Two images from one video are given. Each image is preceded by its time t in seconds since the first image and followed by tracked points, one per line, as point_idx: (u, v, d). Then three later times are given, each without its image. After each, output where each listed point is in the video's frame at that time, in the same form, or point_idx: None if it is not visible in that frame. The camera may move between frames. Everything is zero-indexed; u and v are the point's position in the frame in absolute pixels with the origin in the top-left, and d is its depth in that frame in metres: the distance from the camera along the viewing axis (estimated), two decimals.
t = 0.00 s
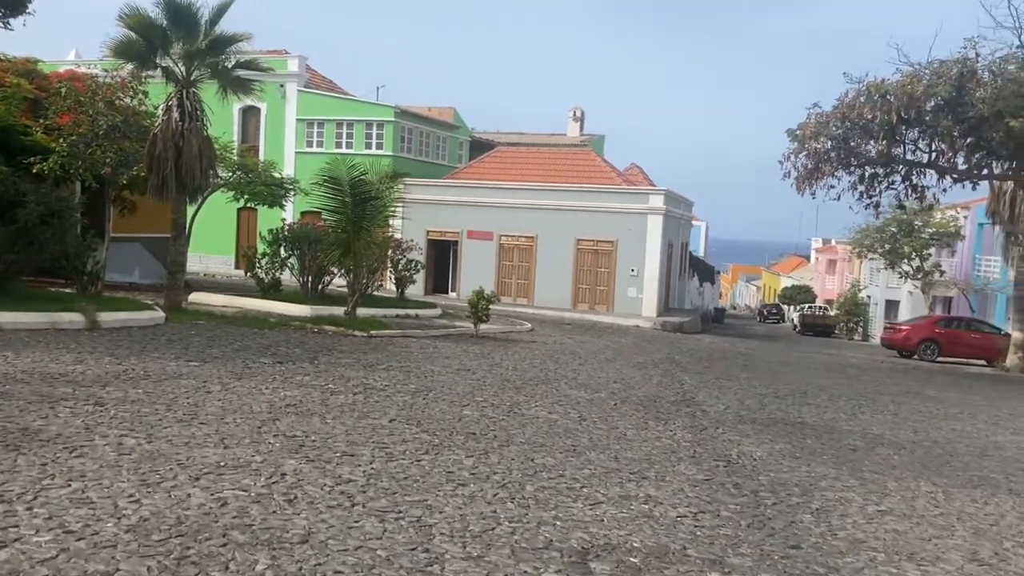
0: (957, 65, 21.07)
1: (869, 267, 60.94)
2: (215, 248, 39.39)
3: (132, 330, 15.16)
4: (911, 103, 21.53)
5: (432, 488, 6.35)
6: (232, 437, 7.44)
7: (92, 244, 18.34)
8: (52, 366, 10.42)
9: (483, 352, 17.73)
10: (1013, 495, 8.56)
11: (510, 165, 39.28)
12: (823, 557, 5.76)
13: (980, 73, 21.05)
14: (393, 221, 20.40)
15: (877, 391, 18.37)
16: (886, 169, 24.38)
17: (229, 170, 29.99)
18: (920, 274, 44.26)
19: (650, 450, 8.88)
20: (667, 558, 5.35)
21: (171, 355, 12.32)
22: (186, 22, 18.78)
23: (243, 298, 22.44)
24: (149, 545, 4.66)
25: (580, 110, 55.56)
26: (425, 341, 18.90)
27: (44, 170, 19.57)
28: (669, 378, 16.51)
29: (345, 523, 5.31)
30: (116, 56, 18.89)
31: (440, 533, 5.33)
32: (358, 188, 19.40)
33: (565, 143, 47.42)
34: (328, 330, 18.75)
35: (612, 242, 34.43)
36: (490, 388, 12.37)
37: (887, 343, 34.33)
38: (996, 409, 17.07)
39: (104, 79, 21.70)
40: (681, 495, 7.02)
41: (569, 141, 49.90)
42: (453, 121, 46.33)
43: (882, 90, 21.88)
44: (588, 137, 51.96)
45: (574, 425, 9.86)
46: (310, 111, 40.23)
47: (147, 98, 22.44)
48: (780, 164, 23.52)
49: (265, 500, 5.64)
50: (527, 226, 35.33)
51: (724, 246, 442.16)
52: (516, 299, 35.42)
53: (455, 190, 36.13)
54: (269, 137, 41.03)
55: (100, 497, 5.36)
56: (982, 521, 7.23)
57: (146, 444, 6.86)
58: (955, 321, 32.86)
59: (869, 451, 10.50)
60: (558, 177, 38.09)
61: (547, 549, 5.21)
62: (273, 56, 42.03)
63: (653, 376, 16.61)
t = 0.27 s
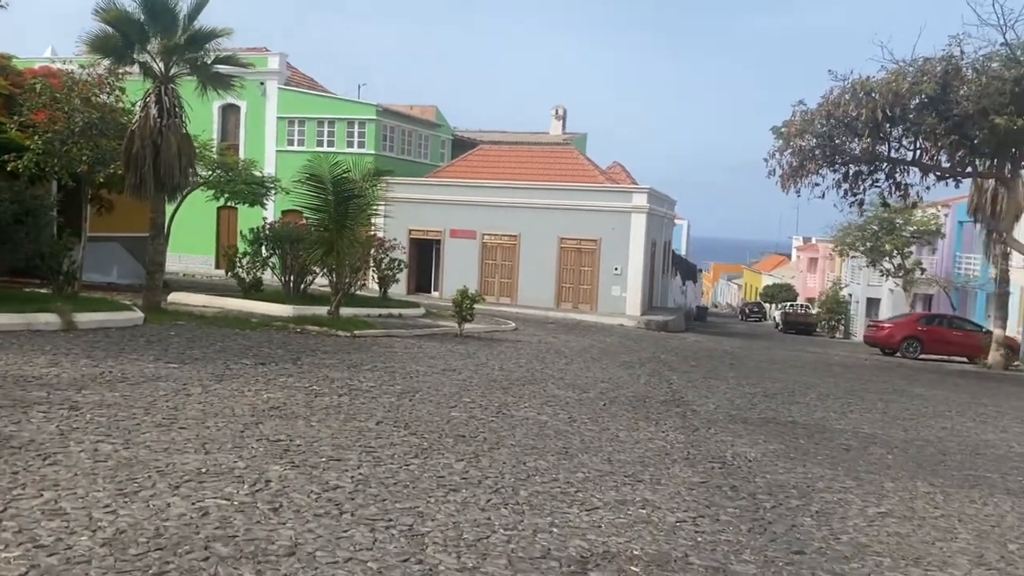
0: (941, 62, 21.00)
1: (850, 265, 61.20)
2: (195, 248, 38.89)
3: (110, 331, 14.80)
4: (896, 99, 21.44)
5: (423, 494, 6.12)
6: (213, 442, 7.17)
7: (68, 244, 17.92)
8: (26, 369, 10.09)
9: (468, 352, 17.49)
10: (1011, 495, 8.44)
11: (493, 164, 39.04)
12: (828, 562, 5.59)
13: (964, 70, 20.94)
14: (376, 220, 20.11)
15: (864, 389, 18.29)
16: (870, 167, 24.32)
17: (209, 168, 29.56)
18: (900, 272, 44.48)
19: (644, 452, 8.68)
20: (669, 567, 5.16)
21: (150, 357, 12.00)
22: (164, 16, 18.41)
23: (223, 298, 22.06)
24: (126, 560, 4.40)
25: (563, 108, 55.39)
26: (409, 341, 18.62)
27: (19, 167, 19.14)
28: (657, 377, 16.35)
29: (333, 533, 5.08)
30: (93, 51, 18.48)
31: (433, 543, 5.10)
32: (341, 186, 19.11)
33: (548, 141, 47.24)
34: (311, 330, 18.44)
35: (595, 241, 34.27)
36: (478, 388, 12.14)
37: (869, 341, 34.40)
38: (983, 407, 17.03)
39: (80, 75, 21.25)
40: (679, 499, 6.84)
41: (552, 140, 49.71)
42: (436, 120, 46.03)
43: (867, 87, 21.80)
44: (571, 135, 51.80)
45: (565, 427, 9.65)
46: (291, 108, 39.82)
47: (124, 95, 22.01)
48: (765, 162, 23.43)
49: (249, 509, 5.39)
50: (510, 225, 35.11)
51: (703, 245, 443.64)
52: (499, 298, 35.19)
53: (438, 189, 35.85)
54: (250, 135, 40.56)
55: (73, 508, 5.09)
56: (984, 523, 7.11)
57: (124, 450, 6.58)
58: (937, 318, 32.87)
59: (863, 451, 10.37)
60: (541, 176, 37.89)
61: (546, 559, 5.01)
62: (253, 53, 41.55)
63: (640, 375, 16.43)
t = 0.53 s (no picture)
0: (928, 60, 21.00)
1: (833, 263, 61.39)
2: (176, 247, 38.41)
3: (89, 332, 14.45)
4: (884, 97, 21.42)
5: (416, 501, 5.91)
6: (196, 447, 6.91)
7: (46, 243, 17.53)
8: (1, 371, 9.77)
9: (455, 351, 17.26)
10: (1011, 495, 8.33)
11: (477, 162, 38.78)
12: (836, 569, 5.43)
13: (951, 67, 21.00)
14: (361, 218, 19.83)
15: (853, 388, 18.22)
16: (856, 165, 24.30)
17: (190, 166, 29.15)
18: (884, 270, 44.63)
19: (639, 454, 8.49)
20: None
21: (131, 358, 11.70)
22: (144, 10, 18.06)
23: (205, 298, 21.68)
24: None
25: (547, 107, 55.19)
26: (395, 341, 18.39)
27: None
28: (647, 377, 16.20)
29: (325, 544, 4.86)
30: (71, 46, 18.09)
31: (429, 553, 4.89)
32: (326, 184, 18.82)
33: (532, 139, 47.04)
34: (295, 330, 18.16)
35: (581, 239, 34.10)
36: (467, 389, 11.93)
37: (854, 338, 34.43)
38: (973, 405, 16.99)
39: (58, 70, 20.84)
40: (679, 504, 6.66)
41: (536, 138, 49.52)
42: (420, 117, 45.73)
43: (855, 85, 21.78)
44: (555, 133, 51.63)
45: (557, 428, 9.45)
46: (273, 106, 39.41)
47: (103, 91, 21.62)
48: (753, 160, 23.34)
49: (236, 519, 5.16)
50: (495, 223, 34.88)
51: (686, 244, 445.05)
52: (484, 297, 34.95)
53: (422, 187, 35.56)
54: (231, 133, 40.09)
55: (50, 520, 4.84)
56: (988, 525, 6.98)
57: (103, 457, 6.32)
58: (922, 316, 32.96)
59: (859, 450, 10.24)
60: (526, 174, 37.68)
61: (547, 570, 4.81)
62: (235, 50, 41.07)
63: (630, 374, 16.26)
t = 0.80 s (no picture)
0: (918, 56, 20.91)
1: (819, 261, 61.51)
2: (158, 245, 37.93)
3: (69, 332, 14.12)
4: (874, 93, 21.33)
5: (411, 508, 5.69)
6: (181, 452, 6.66)
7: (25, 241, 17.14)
8: None
9: (444, 351, 17.03)
10: (1015, 496, 8.18)
11: (463, 159, 38.53)
12: None
13: (941, 64, 20.91)
14: (348, 215, 19.56)
15: (844, 386, 18.12)
16: (845, 162, 24.21)
17: (173, 163, 28.77)
18: (869, 267, 44.75)
19: (637, 456, 8.29)
20: None
21: (112, 359, 11.39)
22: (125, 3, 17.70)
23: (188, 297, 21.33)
24: None
25: (533, 104, 54.95)
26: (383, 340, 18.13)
27: None
28: (638, 376, 16.02)
29: (318, 556, 4.62)
30: (49, 39, 17.70)
31: (427, 565, 4.68)
32: (311, 181, 18.52)
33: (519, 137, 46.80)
34: (281, 329, 17.87)
35: (568, 237, 33.92)
36: (458, 390, 11.70)
37: (841, 336, 34.43)
38: (964, 402, 16.92)
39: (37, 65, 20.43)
40: (681, 508, 6.47)
41: (523, 135, 49.29)
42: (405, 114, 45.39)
43: (845, 81, 21.68)
44: (542, 131, 51.42)
45: (552, 430, 9.24)
46: (257, 102, 38.99)
47: (83, 86, 21.22)
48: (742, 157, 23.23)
49: (223, 529, 4.92)
50: (482, 221, 34.65)
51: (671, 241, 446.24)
52: (471, 295, 34.71)
53: (408, 184, 35.29)
54: (215, 129, 39.62)
55: (26, 533, 4.58)
56: (997, 528, 6.83)
57: (84, 464, 6.05)
58: (908, 314, 33.00)
59: (858, 450, 10.10)
60: (513, 172, 37.46)
61: None
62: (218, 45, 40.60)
63: (621, 373, 16.08)
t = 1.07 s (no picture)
0: (911, 54, 20.86)
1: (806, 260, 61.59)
2: (143, 243, 37.47)
3: (51, 332, 13.77)
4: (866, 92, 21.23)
5: (408, 519, 5.46)
6: (166, 459, 6.39)
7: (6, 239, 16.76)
8: None
9: (435, 351, 16.79)
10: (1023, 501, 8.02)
11: (452, 157, 38.26)
12: None
13: (934, 62, 20.89)
14: (336, 213, 19.28)
15: (837, 386, 17.98)
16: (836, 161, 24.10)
17: (158, 160, 28.40)
18: (858, 266, 44.83)
19: (638, 461, 8.08)
20: None
21: (95, 360, 11.08)
22: None
23: (173, 296, 20.98)
24: None
25: (521, 102, 54.73)
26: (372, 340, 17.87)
27: None
28: (632, 376, 15.83)
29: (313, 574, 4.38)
30: (31, 32, 17.31)
31: None
32: (299, 177, 18.23)
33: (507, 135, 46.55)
34: (268, 329, 17.58)
35: (558, 236, 33.71)
36: (451, 392, 11.47)
37: (830, 335, 34.40)
38: (958, 402, 16.83)
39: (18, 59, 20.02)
40: (687, 517, 6.26)
41: (511, 133, 49.06)
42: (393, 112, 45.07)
43: (837, 79, 21.58)
44: (530, 129, 51.21)
45: (550, 433, 9.01)
46: (243, 99, 38.57)
47: (66, 81, 20.82)
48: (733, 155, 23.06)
49: (212, 544, 4.66)
50: (471, 219, 34.39)
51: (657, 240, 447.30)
52: (460, 294, 34.45)
53: (397, 181, 35.00)
54: (200, 126, 39.17)
55: (1, 551, 4.31)
56: (1010, 536, 6.66)
57: (64, 473, 5.78)
58: (897, 313, 32.99)
59: (859, 454, 9.94)
60: (502, 170, 37.23)
61: None
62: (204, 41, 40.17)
63: (614, 373, 15.89)
